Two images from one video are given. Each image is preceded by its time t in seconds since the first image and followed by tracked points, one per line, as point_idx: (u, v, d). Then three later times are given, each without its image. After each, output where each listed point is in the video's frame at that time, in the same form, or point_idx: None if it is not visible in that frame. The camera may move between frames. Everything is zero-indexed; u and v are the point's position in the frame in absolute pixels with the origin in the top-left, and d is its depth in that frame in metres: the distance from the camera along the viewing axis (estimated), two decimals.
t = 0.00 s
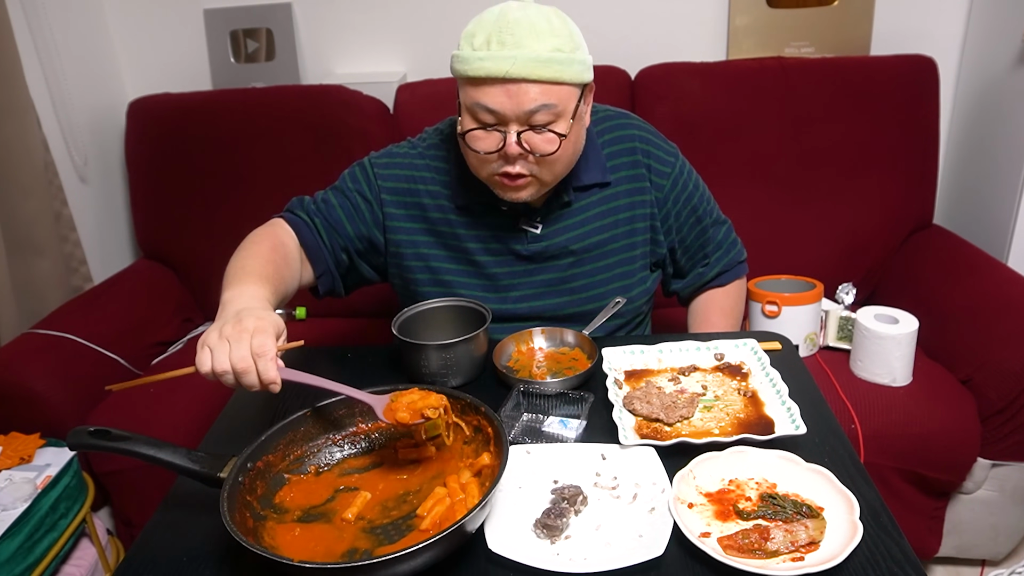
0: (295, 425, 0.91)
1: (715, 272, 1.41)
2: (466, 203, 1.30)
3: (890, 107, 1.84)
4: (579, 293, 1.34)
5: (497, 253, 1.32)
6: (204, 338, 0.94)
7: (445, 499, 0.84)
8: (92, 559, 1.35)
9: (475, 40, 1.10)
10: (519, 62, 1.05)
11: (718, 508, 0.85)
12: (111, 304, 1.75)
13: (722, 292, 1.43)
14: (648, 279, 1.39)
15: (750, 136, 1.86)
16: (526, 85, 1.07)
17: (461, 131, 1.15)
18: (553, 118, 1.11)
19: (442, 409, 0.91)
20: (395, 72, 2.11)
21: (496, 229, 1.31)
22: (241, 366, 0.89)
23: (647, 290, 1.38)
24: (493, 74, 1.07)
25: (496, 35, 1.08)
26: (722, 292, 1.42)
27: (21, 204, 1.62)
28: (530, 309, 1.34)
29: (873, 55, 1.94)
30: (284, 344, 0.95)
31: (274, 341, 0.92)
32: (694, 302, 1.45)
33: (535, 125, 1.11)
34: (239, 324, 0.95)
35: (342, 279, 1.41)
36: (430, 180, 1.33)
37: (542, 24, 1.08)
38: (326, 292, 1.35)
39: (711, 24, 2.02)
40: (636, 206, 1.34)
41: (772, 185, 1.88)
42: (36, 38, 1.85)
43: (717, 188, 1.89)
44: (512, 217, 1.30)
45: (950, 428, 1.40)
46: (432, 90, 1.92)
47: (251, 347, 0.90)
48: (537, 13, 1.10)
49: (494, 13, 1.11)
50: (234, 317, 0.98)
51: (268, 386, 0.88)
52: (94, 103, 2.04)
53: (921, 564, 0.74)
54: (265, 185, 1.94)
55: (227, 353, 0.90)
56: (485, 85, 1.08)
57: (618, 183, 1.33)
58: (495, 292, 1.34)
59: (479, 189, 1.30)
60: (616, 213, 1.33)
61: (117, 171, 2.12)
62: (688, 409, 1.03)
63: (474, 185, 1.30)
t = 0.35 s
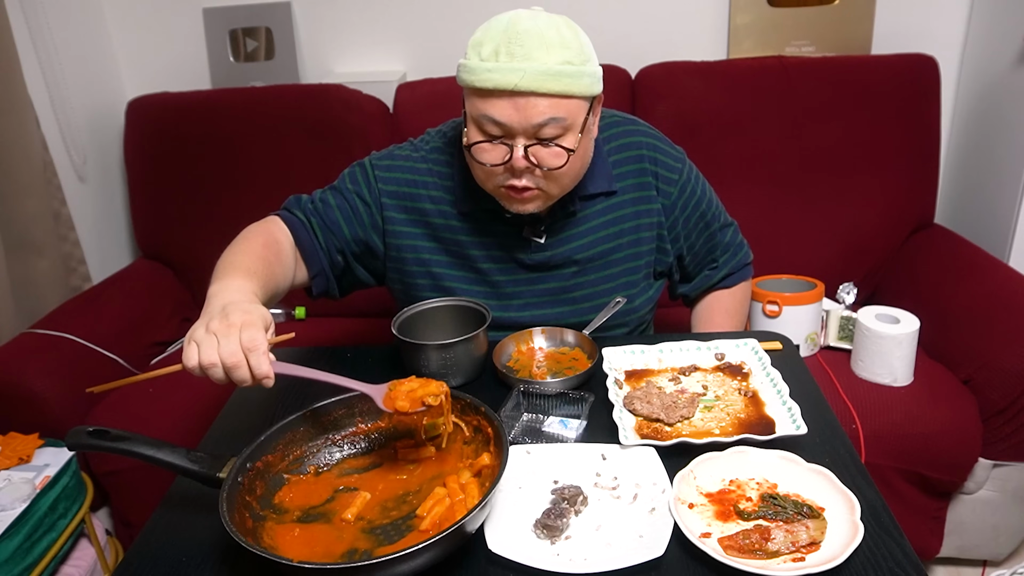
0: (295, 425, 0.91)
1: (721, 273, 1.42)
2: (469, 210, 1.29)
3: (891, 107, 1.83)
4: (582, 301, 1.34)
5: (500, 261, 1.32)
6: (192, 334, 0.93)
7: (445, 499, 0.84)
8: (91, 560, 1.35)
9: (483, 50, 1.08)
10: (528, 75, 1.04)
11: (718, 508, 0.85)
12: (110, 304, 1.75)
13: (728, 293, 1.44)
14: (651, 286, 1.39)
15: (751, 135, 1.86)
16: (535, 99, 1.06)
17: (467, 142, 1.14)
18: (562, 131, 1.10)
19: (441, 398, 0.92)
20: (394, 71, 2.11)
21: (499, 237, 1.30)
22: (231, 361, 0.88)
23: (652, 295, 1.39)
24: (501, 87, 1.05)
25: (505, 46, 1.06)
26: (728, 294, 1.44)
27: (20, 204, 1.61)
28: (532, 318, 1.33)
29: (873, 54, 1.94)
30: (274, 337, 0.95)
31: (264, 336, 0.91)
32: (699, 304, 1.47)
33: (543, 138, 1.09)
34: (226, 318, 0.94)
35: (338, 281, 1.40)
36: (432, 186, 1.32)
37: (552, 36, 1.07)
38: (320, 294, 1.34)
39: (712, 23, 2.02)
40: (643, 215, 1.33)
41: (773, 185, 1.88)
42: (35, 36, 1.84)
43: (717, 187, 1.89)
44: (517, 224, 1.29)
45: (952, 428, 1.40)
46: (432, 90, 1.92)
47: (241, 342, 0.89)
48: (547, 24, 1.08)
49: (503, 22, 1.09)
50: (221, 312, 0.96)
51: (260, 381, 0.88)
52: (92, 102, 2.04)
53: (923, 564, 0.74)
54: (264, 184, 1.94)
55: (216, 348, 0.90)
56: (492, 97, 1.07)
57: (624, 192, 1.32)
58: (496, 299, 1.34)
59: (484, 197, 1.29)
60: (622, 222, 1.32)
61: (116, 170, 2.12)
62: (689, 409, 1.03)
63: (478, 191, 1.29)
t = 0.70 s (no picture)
0: (294, 425, 0.90)
1: (727, 274, 1.41)
2: (472, 216, 1.27)
3: (892, 106, 1.83)
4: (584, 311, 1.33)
5: (501, 268, 1.31)
6: (233, 295, 0.91)
7: (444, 499, 0.84)
8: (90, 560, 1.35)
9: (495, 61, 1.03)
10: (544, 88, 0.99)
11: (719, 508, 0.85)
12: (109, 303, 1.74)
13: (732, 294, 1.42)
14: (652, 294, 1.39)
15: (751, 135, 1.86)
16: (549, 112, 1.01)
17: (477, 156, 1.09)
18: (576, 145, 1.05)
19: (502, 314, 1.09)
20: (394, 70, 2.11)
21: (500, 245, 1.29)
22: (288, 313, 0.88)
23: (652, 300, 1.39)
24: (515, 99, 1.00)
25: (519, 57, 1.01)
26: (732, 295, 1.42)
27: (18, 204, 1.61)
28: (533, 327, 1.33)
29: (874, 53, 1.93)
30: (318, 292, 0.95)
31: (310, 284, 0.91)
32: (703, 305, 1.45)
33: (556, 152, 1.04)
34: (267, 277, 0.92)
35: (330, 278, 1.41)
36: (432, 191, 1.31)
37: (567, 47, 1.02)
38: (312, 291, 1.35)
39: (712, 22, 2.01)
40: (646, 225, 1.32)
41: (773, 184, 1.87)
42: (33, 36, 1.84)
43: (717, 187, 1.88)
44: (519, 233, 1.28)
45: (953, 428, 1.40)
46: (432, 89, 1.92)
47: (294, 294, 0.89)
48: (561, 35, 1.03)
49: (515, 33, 1.04)
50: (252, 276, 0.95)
51: (321, 331, 0.88)
52: (91, 102, 2.03)
53: (924, 564, 0.74)
54: (264, 184, 1.93)
55: (266, 303, 0.88)
56: (505, 110, 1.02)
57: (629, 202, 1.31)
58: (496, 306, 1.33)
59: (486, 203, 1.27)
60: (626, 232, 1.31)
61: (115, 170, 2.12)
62: (689, 409, 1.02)
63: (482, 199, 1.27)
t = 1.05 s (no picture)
0: (293, 425, 0.90)
1: (733, 276, 1.37)
2: (473, 230, 1.25)
3: (893, 105, 1.83)
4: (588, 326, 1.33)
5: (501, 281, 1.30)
6: (302, 290, 0.89)
7: (444, 500, 0.84)
8: (89, 561, 1.34)
9: (511, 96, 0.96)
10: (566, 126, 0.93)
11: (719, 509, 0.85)
12: (108, 303, 1.74)
13: (737, 296, 1.38)
14: (657, 306, 1.37)
15: (752, 134, 1.85)
16: (571, 148, 0.95)
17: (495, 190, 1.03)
18: (597, 177, 1.00)
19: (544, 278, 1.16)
20: (394, 69, 2.10)
21: (499, 259, 1.28)
22: (368, 301, 0.87)
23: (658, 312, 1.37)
24: (537, 138, 0.94)
25: (537, 92, 0.94)
26: (738, 297, 1.38)
27: (17, 203, 1.61)
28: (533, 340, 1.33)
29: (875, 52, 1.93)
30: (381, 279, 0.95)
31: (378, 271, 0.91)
32: (707, 307, 1.42)
33: (578, 186, 0.99)
34: (331, 270, 0.91)
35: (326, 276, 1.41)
36: (434, 203, 1.29)
37: (585, 79, 0.96)
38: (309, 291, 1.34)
39: (712, 20, 2.01)
40: (649, 240, 1.29)
41: (774, 183, 1.87)
42: (32, 35, 1.84)
43: (717, 186, 1.88)
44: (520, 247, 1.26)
45: (954, 428, 1.39)
46: (432, 88, 1.91)
47: (370, 282, 0.89)
48: (578, 65, 0.97)
49: (530, 63, 0.97)
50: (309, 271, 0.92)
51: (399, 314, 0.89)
52: (90, 101, 2.03)
53: (925, 565, 0.73)
54: (264, 184, 1.93)
55: (343, 293, 0.87)
56: (525, 147, 0.96)
57: (633, 217, 1.27)
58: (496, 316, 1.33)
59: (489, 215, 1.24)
60: (628, 249, 1.29)
61: (114, 170, 2.11)
62: (689, 409, 1.02)
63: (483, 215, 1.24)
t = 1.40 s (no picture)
0: (293, 425, 0.90)
1: (736, 280, 1.36)
2: (472, 239, 1.25)
3: (894, 104, 1.82)
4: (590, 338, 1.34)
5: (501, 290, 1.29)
6: (339, 288, 0.88)
7: (444, 500, 0.83)
8: (88, 561, 1.34)
9: (521, 104, 0.95)
10: (579, 134, 0.92)
11: (720, 509, 0.84)
12: (107, 303, 1.74)
13: (741, 297, 1.37)
14: (662, 317, 1.37)
15: (753, 133, 1.85)
16: (583, 156, 0.95)
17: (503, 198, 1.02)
18: (609, 185, 0.99)
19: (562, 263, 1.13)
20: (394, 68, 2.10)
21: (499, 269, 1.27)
22: (409, 295, 0.87)
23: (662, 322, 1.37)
24: (549, 146, 0.93)
25: (549, 100, 0.94)
26: (742, 298, 1.37)
27: (16, 202, 1.60)
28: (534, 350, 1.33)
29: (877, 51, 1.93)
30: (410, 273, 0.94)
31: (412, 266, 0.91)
32: (710, 309, 1.41)
33: (590, 195, 0.99)
34: (365, 267, 0.90)
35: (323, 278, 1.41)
36: (434, 211, 1.28)
37: (596, 86, 0.95)
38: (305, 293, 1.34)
39: (713, 19, 2.00)
40: (653, 252, 1.29)
41: (774, 183, 1.86)
42: (31, 34, 1.83)
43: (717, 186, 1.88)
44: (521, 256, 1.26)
45: (955, 428, 1.39)
46: (431, 87, 1.91)
47: (407, 277, 0.89)
48: (588, 71, 0.96)
49: (539, 71, 0.96)
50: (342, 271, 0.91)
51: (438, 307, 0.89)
52: (89, 100, 2.02)
53: (926, 566, 0.73)
54: (263, 183, 1.93)
55: (382, 290, 0.87)
56: (536, 155, 0.95)
57: (637, 229, 1.26)
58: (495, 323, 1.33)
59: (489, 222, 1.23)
60: (631, 260, 1.28)
61: (112, 169, 2.11)
62: (690, 409, 1.02)
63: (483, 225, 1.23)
